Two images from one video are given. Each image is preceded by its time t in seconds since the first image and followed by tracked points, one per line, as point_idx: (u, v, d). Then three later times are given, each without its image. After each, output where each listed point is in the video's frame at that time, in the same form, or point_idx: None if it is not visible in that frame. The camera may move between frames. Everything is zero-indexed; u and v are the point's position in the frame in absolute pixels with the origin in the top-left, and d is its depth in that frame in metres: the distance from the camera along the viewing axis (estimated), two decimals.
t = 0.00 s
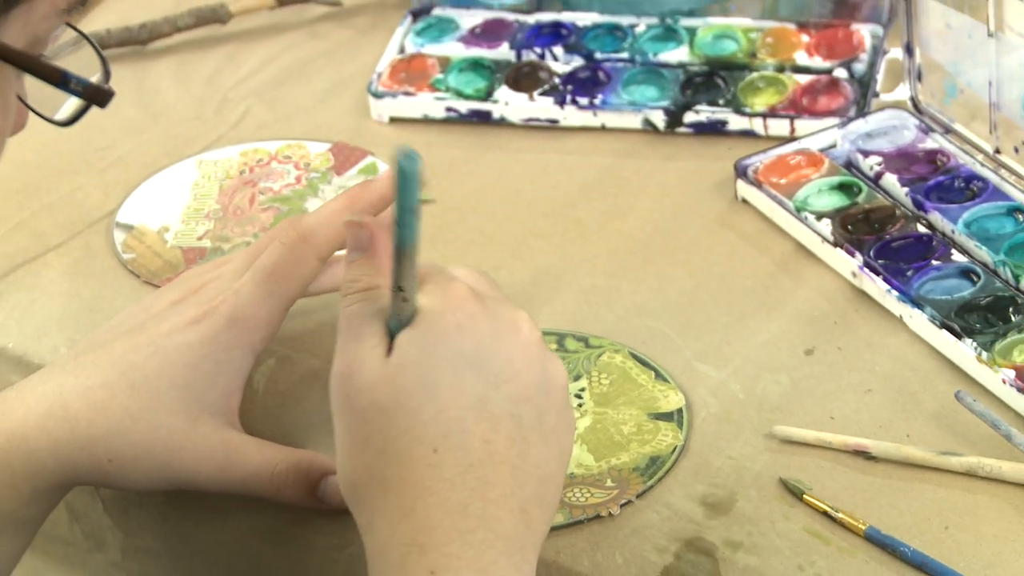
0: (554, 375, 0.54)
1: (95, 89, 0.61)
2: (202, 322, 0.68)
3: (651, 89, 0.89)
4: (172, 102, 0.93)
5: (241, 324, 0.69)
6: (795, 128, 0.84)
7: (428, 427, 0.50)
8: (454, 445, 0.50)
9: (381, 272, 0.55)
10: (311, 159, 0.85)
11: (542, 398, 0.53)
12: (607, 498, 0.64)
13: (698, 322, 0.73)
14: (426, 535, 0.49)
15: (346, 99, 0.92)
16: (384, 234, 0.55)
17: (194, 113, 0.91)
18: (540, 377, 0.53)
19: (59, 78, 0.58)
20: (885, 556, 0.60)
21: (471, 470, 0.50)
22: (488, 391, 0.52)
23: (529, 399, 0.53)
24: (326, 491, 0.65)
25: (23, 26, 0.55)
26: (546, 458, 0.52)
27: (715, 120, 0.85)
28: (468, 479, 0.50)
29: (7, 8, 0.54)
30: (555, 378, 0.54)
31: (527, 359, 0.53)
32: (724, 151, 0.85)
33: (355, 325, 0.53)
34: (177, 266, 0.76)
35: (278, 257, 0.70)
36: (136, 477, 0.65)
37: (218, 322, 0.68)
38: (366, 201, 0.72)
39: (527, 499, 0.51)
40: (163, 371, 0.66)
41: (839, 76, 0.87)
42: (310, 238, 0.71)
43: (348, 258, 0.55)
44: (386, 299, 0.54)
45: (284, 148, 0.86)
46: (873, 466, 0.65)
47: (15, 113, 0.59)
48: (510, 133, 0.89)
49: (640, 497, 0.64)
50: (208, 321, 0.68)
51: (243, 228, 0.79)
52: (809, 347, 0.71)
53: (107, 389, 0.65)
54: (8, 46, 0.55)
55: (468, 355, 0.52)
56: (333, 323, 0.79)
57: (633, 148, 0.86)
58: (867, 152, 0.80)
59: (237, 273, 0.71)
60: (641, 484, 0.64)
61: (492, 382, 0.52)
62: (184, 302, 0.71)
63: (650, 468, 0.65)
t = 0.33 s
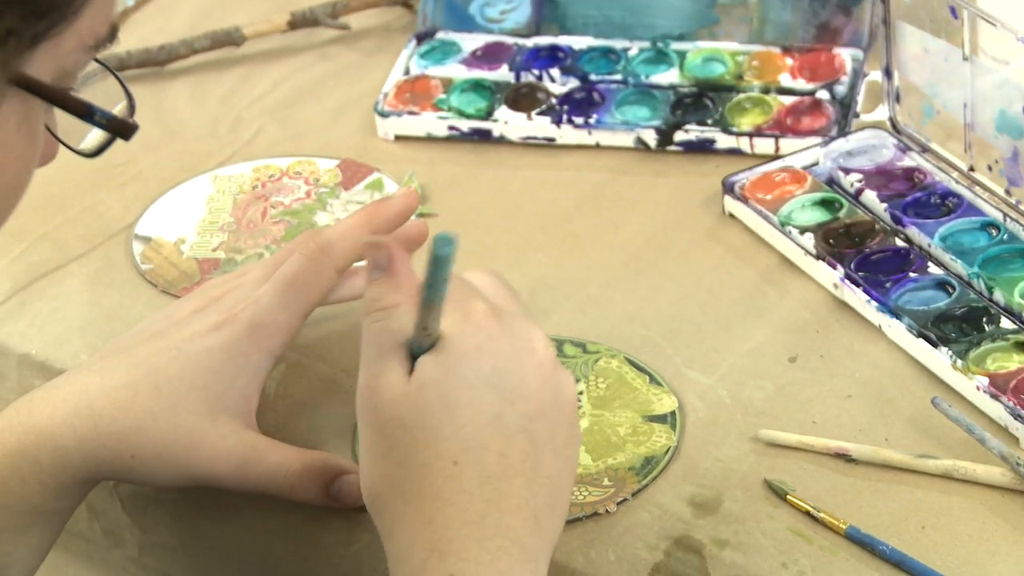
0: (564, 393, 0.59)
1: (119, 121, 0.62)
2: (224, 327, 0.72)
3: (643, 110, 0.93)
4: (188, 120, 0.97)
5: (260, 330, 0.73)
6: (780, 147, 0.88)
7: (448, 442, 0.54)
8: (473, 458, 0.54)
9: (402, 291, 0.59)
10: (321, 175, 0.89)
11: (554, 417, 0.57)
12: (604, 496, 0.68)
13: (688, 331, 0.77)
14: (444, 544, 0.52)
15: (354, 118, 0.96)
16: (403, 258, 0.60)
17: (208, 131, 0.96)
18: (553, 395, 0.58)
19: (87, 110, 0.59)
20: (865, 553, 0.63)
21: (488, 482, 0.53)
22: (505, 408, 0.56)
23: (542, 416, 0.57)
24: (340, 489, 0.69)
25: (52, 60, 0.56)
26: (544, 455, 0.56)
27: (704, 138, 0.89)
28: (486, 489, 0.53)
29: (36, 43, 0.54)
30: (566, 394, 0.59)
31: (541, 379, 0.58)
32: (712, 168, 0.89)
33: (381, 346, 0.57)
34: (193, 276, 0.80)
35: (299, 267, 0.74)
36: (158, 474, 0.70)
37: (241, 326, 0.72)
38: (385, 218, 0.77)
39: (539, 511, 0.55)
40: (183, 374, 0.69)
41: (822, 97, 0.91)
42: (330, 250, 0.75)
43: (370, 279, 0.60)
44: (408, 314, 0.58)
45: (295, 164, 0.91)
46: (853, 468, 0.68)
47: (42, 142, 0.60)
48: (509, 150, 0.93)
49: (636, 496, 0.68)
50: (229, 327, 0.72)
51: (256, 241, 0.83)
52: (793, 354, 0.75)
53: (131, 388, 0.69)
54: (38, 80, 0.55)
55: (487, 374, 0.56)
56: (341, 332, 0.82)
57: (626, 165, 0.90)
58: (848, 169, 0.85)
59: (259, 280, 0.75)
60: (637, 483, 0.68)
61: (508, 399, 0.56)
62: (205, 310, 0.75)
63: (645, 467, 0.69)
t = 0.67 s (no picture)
0: (567, 414, 0.64)
1: (134, 149, 0.65)
2: (234, 337, 0.76)
3: (630, 125, 0.97)
4: (197, 139, 1.02)
5: (270, 340, 0.76)
6: (761, 160, 0.92)
7: (458, 462, 0.59)
8: (482, 477, 0.59)
9: (406, 325, 0.67)
10: (324, 190, 0.94)
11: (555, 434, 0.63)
12: (603, 491, 0.72)
13: (674, 336, 0.81)
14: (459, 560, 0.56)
15: (356, 136, 1.00)
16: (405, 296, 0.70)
17: (217, 149, 1.00)
18: (555, 414, 0.63)
19: (101, 139, 0.62)
20: (844, 547, 0.67)
21: (497, 499, 0.58)
22: (511, 429, 0.61)
23: (546, 433, 0.62)
24: (344, 489, 0.73)
25: (68, 91, 0.58)
26: (549, 470, 0.61)
27: (688, 152, 0.94)
28: (496, 505, 0.58)
29: (51, 77, 0.56)
30: (568, 416, 0.64)
31: (542, 400, 0.64)
32: (696, 180, 0.93)
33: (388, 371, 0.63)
34: (203, 287, 0.84)
35: (306, 282, 0.77)
36: (168, 475, 0.73)
37: (251, 335, 0.76)
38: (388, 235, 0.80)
39: (547, 523, 0.59)
40: (196, 380, 0.73)
41: (800, 113, 0.96)
42: (337, 265, 0.78)
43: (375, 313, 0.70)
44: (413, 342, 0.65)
45: (300, 180, 0.95)
46: (831, 464, 0.72)
47: (60, 171, 0.62)
48: (504, 165, 0.97)
49: (633, 489, 0.72)
50: (239, 336, 0.76)
51: (263, 253, 0.87)
52: (774, 357, 0.79)
53: (144, 397, 0.73)
54: (54, 111, 0.57)
55: (493, 399, 0.62)
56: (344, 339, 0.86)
57: (614, 179, 0.95)
58: (825, 181, 0.89)
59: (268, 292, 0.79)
60: (633, 477, 0.72)
61: (514, 420, 0.62)
62: (216, 319, 0.78)
63: (639, 462, 0.73)
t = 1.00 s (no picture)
0: (577, 426, 0.68)
1: (148, 156, 0.69)
2: (240, 345, 0.81)
3: (615, 144, 1.02)
4: (203, 157, 1.06)
5: (272, 349, 0.80)
6: (738, 176, 0.97)
7: (470, 469, 0.64)
8: (493, 484, 0.63)
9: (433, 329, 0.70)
10: (324, 206, 0.98)
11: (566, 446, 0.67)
12: (591, 490, 0.76)
13: (657, 344, 0.85)
14: (466, 565, 0.61)
15: (355, 154, 1.05)
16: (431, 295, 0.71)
17: (221, 166, 1.04)
18: (567, 425, 0.67)
19: (117, 148, 0.66)
20: (817, 543, 0.71)
21: (506, 507, 0.63)
22: (523, 438, 0.65)
23: (558, 443, 0.66)
24: (344, 490, 0.76)
25: (83, 103, 0.61)
26: (557, 480, 0.65)
27: (670, 169, 0.98)
28: (504, 513, 0.62)
29: (66, 92, 0.59)
30: (578, 427, 0.68)
31: (555, 410, 0.67)
32: (677, 196, 0.98)
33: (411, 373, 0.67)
34: (208, 297, 0.88)
35: (309, 294, 0.82)
36: (175, 475, 0.77)
37: (256, 345, 0.80)
38: (388, 251, 0.83)
39: (553, 530, 0.64)
40: (205, 387, 0.78)
41: (776, 132, 1.00)
42: (338, 279, 0.82)
43: (402, 316, 0.70)
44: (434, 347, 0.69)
45: (301, 196, 0.99)
46: (805, 465, 0.76)
47: (78, 175, 0.66)
48: (495, 181, 1.01)
49: (619, 488, 0.76)
50: (244, 345, 0.80)
51: (266, 265, 0.91)
52: (752, 363, 0.83)
53: (154, 402, 0.77)
54: (71, 123, 0.61)
55: (508, 408, 0.66)
56: (342, 348, 0.89)
57: (600, 195, 0.99)
58: (799, 197, 0.94)
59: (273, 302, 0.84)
60: (619, 477, 0.77)
61: (527, 430, 0.66)
62: (223, 329, 0.83)
63: (625, 462, 0.77)
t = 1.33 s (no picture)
0: (548, 405, 0.73)
1: (156, 169, 0.73)
2: (247, 333, 0.85)
3: (598, 149, 1.07)
4: (207, 160, 1.11)
5: (276, 338, 0.86)
6: (715, 179, 1.02)
7: (446, 447, 0.68)
8: (469, 460, 0.67)
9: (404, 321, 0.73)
10: (322, 206, 1.03)
11: (534, 427, 0.71)
12: (575, 475, 0.80)
13: (638, 337, 0.90)
14: (446, 537, 0.65)
15: (352, 159, 1.10)
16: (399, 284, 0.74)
17: (225, 168, 1.09)
18: (536, 403, 0.71)
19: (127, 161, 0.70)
20: (789, 526, 0.75)
21: (483, 480, 0.67)
22: (496, 417, 0.70)
23: (528, 421, 0.70)
24: (343, 473, 0.81)
25: (95, 119, 0.65)
26: (530, 456, 0.69)
27: (650, 173, 1.03)
28: (481, 487, 0.67)
29: (79, 108, 0.62)
30: (548, 406, 0.72)
31: (526, 391, 0.72)
32: (657, 199, 1.03)
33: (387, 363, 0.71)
34: (212, 292, 0.92)
35: (315, 285, 0.88)
36: (183, 456, 0.82)
37: (263, 332, 0.85)
38: (391, 248, 0.91)
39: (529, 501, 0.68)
40: (211, 374, 0.82)
41: (751, 138, 1.05)
42: (343, 273, 0.88)
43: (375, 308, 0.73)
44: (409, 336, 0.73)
45: (301, 197, 1.04)
46: (778, 452, 0.80)
47: (89, 187, 0.70)
48: (485, 184, 1.06)
49: (602, 473, 0.80)
50: (251, 333, 0.85)
51: (267, 262, 0.96)
52: (728, 356, 0.88)
53: (164, 386, 0.82)
54: (84, 138, 0.64)
55: (479, 389, 0.70)
56: (338, 340, 0.94)
57: (585, 198, 1.04)
58: (773, 200, 0.99)
59: (279, 293, 0.89)
60: (602, 463, 0.81)
61: (499, 410, 0.70)
62: (230, 317, 0.88)
63: (608, 449, 0.82)
